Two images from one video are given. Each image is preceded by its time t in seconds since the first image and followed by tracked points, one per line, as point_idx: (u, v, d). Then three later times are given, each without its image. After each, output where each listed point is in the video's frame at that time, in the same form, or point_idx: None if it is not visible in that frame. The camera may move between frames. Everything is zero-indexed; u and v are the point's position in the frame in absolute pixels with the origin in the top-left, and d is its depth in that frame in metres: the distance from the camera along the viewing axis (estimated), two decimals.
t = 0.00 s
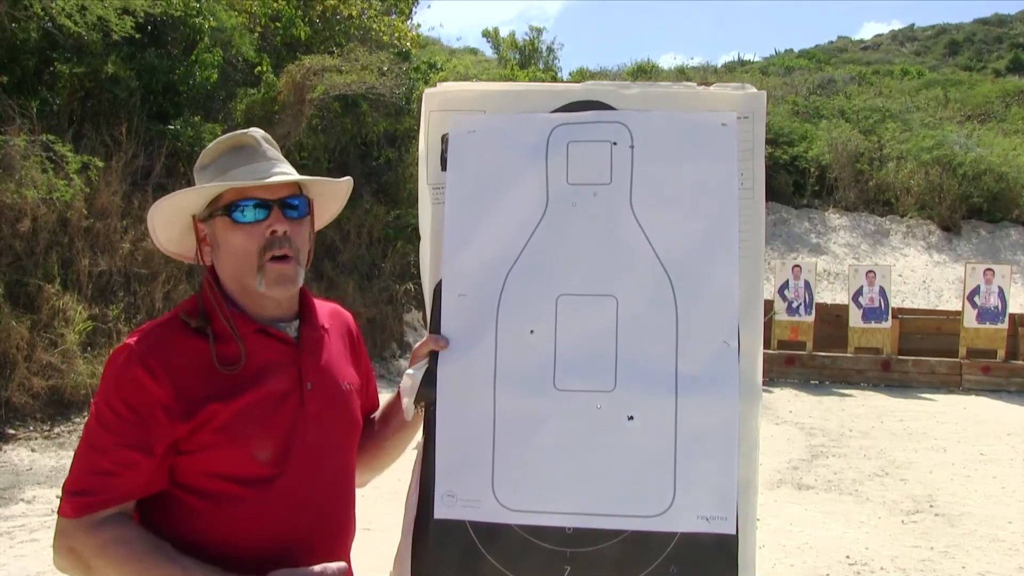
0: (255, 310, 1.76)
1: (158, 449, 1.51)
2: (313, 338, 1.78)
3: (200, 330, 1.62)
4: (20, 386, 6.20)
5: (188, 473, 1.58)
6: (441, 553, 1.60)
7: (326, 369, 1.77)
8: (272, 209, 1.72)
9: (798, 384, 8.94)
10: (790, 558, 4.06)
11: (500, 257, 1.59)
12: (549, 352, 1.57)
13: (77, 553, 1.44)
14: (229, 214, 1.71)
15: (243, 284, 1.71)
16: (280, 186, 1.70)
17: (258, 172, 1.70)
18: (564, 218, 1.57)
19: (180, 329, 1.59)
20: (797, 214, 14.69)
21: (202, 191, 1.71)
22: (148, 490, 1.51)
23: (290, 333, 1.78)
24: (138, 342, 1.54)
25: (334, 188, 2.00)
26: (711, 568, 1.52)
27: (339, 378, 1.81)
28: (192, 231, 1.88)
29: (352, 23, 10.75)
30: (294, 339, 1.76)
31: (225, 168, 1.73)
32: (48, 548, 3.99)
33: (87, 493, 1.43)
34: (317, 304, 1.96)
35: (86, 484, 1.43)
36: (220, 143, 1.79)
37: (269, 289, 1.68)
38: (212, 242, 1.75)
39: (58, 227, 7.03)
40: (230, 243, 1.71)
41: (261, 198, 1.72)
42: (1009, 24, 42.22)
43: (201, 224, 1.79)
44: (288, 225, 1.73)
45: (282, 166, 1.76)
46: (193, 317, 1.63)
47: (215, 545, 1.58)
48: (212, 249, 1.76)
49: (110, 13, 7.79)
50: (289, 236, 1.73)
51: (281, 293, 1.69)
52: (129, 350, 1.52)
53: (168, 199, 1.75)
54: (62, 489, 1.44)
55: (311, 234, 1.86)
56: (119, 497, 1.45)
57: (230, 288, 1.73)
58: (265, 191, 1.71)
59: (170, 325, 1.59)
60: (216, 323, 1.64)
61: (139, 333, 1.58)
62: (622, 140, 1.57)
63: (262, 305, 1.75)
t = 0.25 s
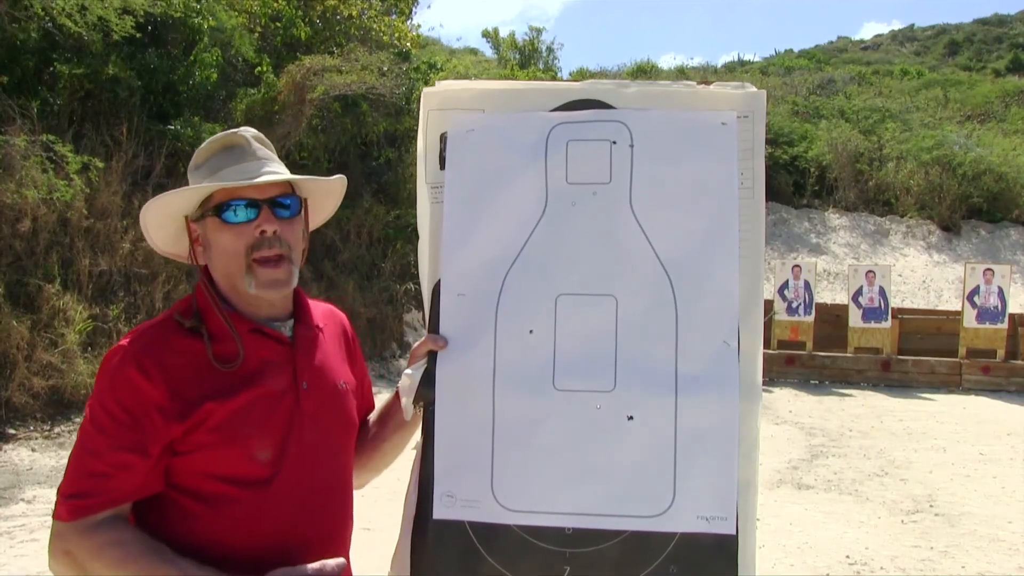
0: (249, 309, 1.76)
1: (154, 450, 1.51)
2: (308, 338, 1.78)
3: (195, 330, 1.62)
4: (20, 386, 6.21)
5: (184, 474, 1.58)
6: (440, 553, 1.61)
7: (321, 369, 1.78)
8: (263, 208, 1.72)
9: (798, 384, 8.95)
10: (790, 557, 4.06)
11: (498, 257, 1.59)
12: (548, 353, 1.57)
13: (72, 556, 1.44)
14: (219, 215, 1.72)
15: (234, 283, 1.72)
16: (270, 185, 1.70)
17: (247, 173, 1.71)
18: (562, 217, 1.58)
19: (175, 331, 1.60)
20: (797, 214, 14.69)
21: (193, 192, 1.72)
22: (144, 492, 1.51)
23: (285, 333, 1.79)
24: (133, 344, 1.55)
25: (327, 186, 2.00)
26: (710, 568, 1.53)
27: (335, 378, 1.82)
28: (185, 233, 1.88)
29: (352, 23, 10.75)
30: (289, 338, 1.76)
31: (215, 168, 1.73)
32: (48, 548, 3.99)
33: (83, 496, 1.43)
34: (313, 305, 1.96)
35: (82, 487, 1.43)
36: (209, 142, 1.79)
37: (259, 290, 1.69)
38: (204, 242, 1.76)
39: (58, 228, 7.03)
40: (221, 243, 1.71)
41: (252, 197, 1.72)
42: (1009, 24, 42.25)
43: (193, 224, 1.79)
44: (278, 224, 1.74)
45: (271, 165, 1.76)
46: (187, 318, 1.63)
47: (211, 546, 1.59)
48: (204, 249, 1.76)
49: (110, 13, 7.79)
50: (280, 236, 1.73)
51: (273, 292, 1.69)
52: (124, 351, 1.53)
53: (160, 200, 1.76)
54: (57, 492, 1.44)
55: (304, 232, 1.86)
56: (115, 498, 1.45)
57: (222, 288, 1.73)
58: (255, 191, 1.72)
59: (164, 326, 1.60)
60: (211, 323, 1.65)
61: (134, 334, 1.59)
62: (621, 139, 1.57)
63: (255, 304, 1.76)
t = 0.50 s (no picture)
0: (248, 313, 1.76)
1: (153, 452, 1.51)
2: (308, 340, 1.78)
3: (195, 332, 1.62)
4: (20, 386, 6.21)
5: (184, 477, 1.58)
6: (437, 555, 1.61)
7: (322, 371, 1.77)
8: (261, 215, 1.72)
9: (798, 384, 8.94)
10: (790, 558, 4.06)
11: (496, 255, 1.59)
12: (546, 352, 1.57)
13: (71, 560, 1.43)
14: (218, 222, 1.71)
15: (232, 288, 1.72)
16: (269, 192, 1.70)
17: (246, 180, 1.70)
18: (560, 215, 1.57)
19: (175, 332, 1.60)
20: (797, 214, 14.68)
21: (191, 200, 1.71)
22: (143, 495, 1.51)
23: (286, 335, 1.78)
24: (133, 346, 1.54)
25: (324, 190, 1.99)
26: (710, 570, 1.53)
27: (336, 381, 1.82)
28: (182, 238, 1.88)
29: (352, 23, 10.73)
30: (290, 341, 1.76)
31: (212, 175, 1.73)
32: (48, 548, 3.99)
33: (82, 498, 1.42)
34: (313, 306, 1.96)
35: (81, 489, 1.43)
36: (206, 148, 1.78)
37: (259, 296, 1.69)
38: (203, 249, 1.76)
39: (58, 227, 7.04)
40: (220, 250, 1.71)
41: (250, 204, 1.72)
42: (1009, 24, 42.21)
43: (191, 231, 1.79)
44: (277, 230, 1.73)
45: (269, 171, 1.75)
46: (187, 320, 1.63)
47: (210, 549, 1.58)
48: (203, 256, 1.76)
49: (110, 13, 7.81)
50: (279, 242, 1.73)
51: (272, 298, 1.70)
52: (123, 352, 1.52)
53: (158, 208, 1.76)
54: (56, 496, 1.44)
55: (302, 236, 1.86)
56: (114, 502, 1.44)
57: (221, 292, 1.73)
58: (253, 198, 1.71)
59: (164, 328, 1.59)
60: (210, 325, 1.64)
61: (134, 336, 1.59)
62: (620, 135, 1.57)
63: (254, 309, 1.76)
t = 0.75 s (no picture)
0: (254, 309, 1.76)
1: (157, 449, 1.51)
2: (312, 337, 1.78)
3: (199, 328, 1.62)
4: (20, 386, 6.21)
5: (187, 474, 1.58)
6: (435, 556, 1.61)
7: (325, 368, 1.77)
8: (259, 208, 1.72)
9: (798, 384, 8.94)
10: (790, 558, 4.06)
11: (493, 254, 1.59)
12: (543, 351, 1.57)
13: (73, 556, 1.43)
14: (217, 219, 1.71)
15: (236, 284, 1.72)
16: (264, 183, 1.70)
17: (240, 173, 1.69)
18: (558, 212, 1.57)
19: (179, 329, 1.59)
20: (797, 214, 14.68)
21: (188, 200, 1.71)
22: (145, 492, 1.51)
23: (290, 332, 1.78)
24: (137, 342, 1.54)
25: (322, 180, 1.98)
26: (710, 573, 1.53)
27: (340, 379, 1.81)
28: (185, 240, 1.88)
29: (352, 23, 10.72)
30: (294, 338, 1.76)
31: (208, 173, 1.73)
32: (48, 548, 3.99)
33: (84, 494, 1.42)
34: (317, 303, 1.96)
35: (84, 486, 1.43)
36: (200, 148, 1.78)
37: (262, 289, 1.69)
38: (204, 247, 1.76)
39: (58, 227, 7.04)
40: (221, 247, 1.71)
41: (247, 198, 1.72)
42: (1009, 24, 42.19)
43: (192, 231, 1.79)
44: (276, 222, 1.73)
45: (263, 163, 1.75)
46: (192, 315, 1.63)
47: (210, 548, 1.58)
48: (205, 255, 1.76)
49: (110, 12, 7.81)
50: (278, 234, 1.73)
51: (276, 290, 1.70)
52: (127, 348, 1.52)
53: (158, 210, 1.76)
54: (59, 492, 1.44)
55: (303, 230, 1.86)
56: (117, 499, 1.45)
57: (225, 289, 1.73)
58: (250, 191, 1.71)
59: (169, 324, 1.59)
60: (215, 320, 1.65)
61: (138, 332, 1.59)
62: (618, 131, 1.57)
63: (261, 305, 1.76)
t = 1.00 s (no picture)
0: (256, 309, 1.76)
1: (159, 451, 1.51)
2: (315, 336, 1.77)
3: (200, 328, 1.61)
4: (20, 386, 6.22)
5: (191, 475, 1.58)
6: (431, 558, 1.61)
7: (329, 366, 1.77)
8: (254, 210, 1.71)
9: (798, 384, 8.94)
10: (790, 558, 4.06)
11: (489, 251, 1.59)
12: (541, 350, 1.57)
13: (76, 557, 1.44)
14: (212, 223, 1.71)
15: (235, 286, 1.71)
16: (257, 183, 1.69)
17: (231, 177, 1.69)
18: (555, 210, 1.57)
19: (181, 329, 1.59)
20: (797, 214, 14.68)
21: (182, 206, 1.70)
22: (147, 494, 1.51)
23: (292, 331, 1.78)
24: (138, 342, 1.54)
25: (314, 174, 1.98)
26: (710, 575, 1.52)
27: (344, 377, 1.81)
28: (182, 246, 1.87)
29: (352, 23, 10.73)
30: (297, 336, 1.76)
31: (200, 179, 1.72)
32: (47, 548, 3.99)
33: (87, 498, 1.43)
34: (320, 300, 1.96)
35: (87, 488, 1.44)
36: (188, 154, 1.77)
37: (263, 290, 1.69)
38: (201, 252, 1.75)
39: (58, 227, 7.04)
40: (218, 251, 1.71)
41: (241, 200, 1.71)
42: (1009, 24, 42.17)
43: (188, 237, 1.78)
44: (272, 222, 1.73)
45: (252, 163, 1.74)
46: (193, 315, 1.63)
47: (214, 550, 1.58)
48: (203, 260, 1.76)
49: (110, 13, 7.82)
50: (274, 234, 1.72)
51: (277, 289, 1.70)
52: (128, 349, 1.52)
53: (154, 219, 1.75)
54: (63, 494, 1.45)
55: (300, 228, 1.86)
56: (119, 501, 1.45)
57: (224, 292, 1.73)
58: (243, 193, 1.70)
59: (170, 325, 1.59)
60: (216, 320, 1.64)
61: (140, 332, 1.58)
62: (615, 128, 1.57)
63: (262, 305, 1.76)
